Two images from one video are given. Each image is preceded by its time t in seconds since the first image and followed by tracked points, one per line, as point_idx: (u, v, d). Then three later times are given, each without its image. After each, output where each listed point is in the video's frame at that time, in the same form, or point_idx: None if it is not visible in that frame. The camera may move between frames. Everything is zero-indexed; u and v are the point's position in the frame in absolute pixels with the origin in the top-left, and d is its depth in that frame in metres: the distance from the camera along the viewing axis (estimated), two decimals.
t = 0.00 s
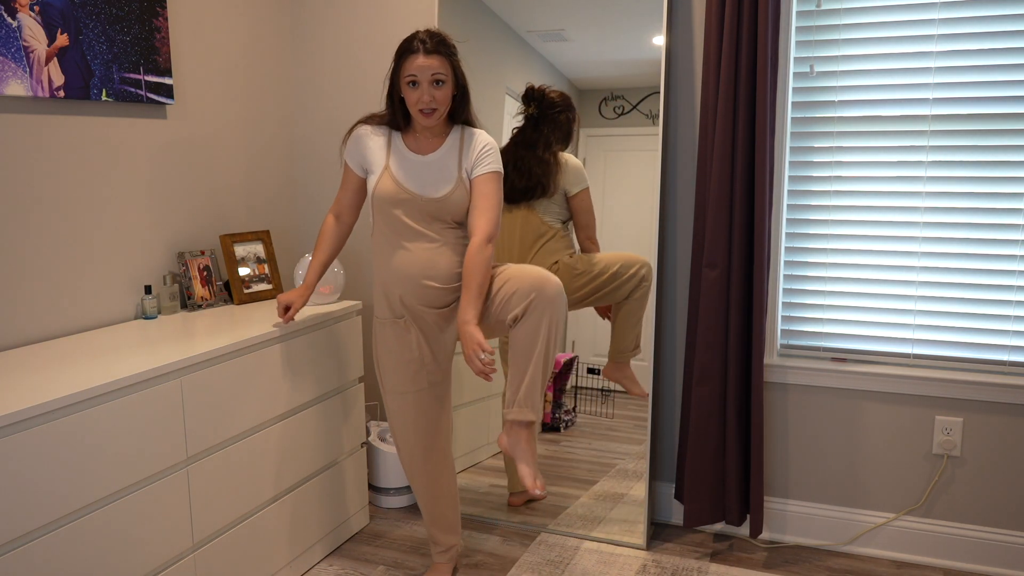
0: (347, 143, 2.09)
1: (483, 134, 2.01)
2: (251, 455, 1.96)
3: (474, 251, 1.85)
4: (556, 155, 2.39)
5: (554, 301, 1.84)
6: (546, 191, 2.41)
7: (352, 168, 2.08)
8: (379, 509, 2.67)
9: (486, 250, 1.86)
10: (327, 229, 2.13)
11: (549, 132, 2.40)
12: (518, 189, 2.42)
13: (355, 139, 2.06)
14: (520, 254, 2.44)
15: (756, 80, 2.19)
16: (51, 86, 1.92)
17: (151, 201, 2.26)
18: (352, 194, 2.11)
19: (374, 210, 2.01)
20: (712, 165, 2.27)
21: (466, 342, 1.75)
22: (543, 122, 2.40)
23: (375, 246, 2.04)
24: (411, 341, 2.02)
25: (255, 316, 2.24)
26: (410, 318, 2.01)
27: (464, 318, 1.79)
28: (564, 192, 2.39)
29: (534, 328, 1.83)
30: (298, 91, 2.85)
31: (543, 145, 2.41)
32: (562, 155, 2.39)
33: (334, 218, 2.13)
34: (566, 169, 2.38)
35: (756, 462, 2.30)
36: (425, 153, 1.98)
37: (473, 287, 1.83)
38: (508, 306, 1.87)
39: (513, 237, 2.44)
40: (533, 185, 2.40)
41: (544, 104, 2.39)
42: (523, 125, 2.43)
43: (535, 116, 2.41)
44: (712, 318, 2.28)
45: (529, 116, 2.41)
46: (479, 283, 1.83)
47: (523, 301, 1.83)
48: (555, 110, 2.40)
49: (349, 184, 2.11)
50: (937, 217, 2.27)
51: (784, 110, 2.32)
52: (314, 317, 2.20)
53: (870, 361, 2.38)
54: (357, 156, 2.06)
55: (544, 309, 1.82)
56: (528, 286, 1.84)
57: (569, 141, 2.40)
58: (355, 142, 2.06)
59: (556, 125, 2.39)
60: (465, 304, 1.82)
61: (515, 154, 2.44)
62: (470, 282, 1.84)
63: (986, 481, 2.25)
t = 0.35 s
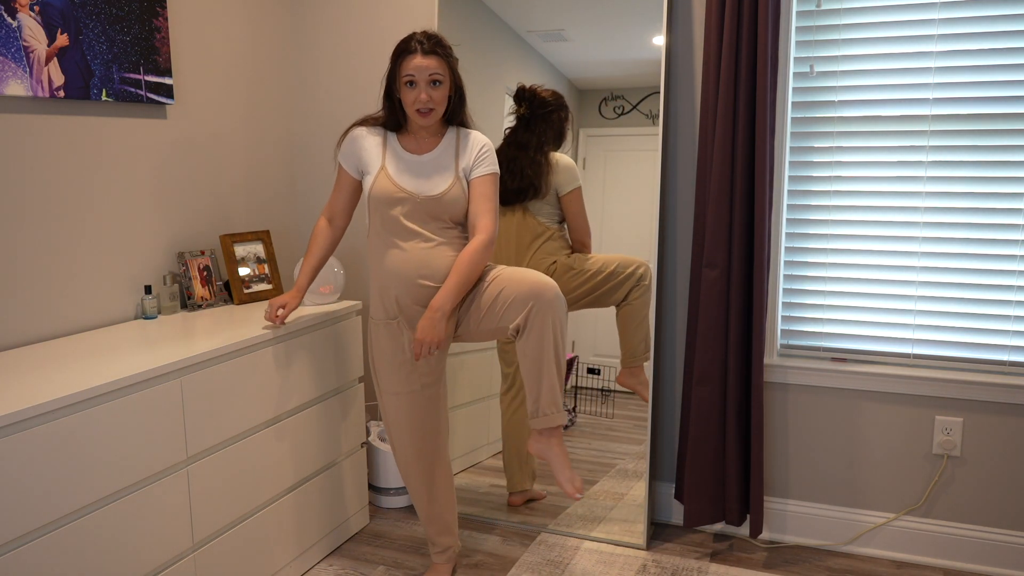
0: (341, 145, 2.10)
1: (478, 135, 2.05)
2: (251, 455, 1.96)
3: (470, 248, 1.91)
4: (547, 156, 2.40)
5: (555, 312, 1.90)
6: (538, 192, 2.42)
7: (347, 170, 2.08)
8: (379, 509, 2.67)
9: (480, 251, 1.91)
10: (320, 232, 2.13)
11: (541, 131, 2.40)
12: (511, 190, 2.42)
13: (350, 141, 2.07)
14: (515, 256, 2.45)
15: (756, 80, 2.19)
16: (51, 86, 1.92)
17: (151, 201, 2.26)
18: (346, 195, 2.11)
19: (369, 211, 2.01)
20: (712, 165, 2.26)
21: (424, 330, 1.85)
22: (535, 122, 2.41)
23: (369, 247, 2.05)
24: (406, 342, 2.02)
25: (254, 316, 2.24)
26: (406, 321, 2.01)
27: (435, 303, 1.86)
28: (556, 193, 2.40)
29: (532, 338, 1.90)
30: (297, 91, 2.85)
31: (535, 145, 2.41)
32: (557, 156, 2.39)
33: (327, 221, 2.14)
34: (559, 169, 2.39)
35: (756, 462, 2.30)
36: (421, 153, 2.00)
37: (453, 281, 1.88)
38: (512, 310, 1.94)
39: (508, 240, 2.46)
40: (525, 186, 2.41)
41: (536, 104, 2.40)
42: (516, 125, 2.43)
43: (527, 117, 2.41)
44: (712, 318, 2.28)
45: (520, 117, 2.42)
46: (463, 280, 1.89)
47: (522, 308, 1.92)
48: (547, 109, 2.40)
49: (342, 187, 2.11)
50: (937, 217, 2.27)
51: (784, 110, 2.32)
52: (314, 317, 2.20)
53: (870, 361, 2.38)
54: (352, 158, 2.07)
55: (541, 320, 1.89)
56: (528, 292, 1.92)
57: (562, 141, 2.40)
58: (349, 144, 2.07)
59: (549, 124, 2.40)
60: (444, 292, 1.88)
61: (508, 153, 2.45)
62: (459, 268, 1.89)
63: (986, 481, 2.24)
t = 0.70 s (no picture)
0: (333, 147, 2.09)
1: (469, 132, 2.07)
2: (251, 455, 1.96)
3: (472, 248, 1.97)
4: (543, 155, 2.42)
5: (575, 299, 1.98)
6: (535, 190, 2.44)
7: (339, 172, 2.07)
8: (379, 509, 2.67)
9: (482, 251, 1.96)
10: (320, 237, 2.13)
11: (535, 130, 2.43)
12: (510, 189, 2.45)
13: (342, 143, 2.06)
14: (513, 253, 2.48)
15: (756, 80, 2.19)
16: (50, 86, 1.92)
17: (151, 201, 2.26)
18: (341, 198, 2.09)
19: (365, 213, 2.01)
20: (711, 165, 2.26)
21: (443, 340, 1.89)
22: (529, 122, 2.44)
23: (365, 249, 2.05)
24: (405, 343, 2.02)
25: (254, 316, 2.24)
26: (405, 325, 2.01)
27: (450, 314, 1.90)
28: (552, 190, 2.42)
29: (558, 325, 1.97)
30: (297, 91, 2.85)
31: (530, 144, 2.43)
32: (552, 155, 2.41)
33: (325, 225, 2.12)
34: (554, 167, 2.41)
35: (757, 461, 2.30)
36: (414, 152, 2.00)
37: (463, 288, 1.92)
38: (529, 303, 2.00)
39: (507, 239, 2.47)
40: (523, 185, 2.44)
41: (531, 105, 2.43)
42: (512, 125, 2.45)
43: (522, 117, 2.44)
44: (713, 318, 2.28)
45: (515, 117, 2.45)
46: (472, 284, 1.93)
47: (545, 297, 1.99)
48: (542, 109, 2.42)
49: (338, 191, 2.10)
50: (938, 217, 2.27)
51: (784, 110, 2.32)
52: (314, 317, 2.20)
53: (870, 361, 2.38)
54: (343, 160, 2.06)
55: (566, 307, 1.97)
56: (547, 282, 1.99)
57: (557, 141, 2.42)
58: (340, 146, 2.06)
59: (543, 123, 2.42)
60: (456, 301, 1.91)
61: (505, 153, 2.46)
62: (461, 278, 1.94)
63: (986, 482, 2.25)
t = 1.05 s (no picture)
0: (325, 150, 2.07)
1: (463, 131, 2.10)
2: (251, 455, 1.96)
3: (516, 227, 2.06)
4: (535, 154, 2.43)
5: (579, 307, 2.02)
6: (524, 189, 2.44)
7: (333, 175, 2.05)
8: (379, 509, 2.67)
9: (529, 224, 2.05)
10: (311, 237, 2.12)
11: (531, 131, 2.44)
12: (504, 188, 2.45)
13: (335, 145, 2.04)
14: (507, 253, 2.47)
15: (756, 80, 2.19)
16: (50, 86, 1.92)
17: (151, 201, 2.26)
18: (333, 196, 2.08)
19: (363, 213, 2.01)
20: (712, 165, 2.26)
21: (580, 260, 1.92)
22: (525, 123, 2.45)
23: (365, 249, 2.04)
24: (405, 344, 2.02)
25: (255, 316, 2.24)
26: (406, 325, 2.01)
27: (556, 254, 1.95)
28: (543, 188, 2.41)
29: (564, 332, 2.01)
30: (297, 90, 2.86)
31: (524, 144, 2.44)
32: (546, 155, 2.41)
33: (317, 226, 2.11)
34: (548, 166, 2.40)
35: (756, 461, 2.30)
36: (411, 154, 2.01)
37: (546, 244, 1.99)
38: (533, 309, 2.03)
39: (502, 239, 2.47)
40: (512, 185, 2.44)
41: (532, 105, 2.44)
42: (509, 125, 2.47)
43: (519, 117, 2.45)
44: (713, 318, 2.28)
45: (513, 117, 2.46)
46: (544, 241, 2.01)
47: (550, 305, 2.01)
48: (539, 109, 2.44)
49: (330, 191, 2.08)
50: (938, 217, 2.27)
51: (784, 110, 2.32)
52: (314, 317, 2.20)
53: (870, 361, 2.38)
54: (336, 163, 2.04)
55: (570, 315, 2.00)
56: (552, 290, 2.01)
57: (551, 140, 2.42)
58: (333, 148, 2.04)
59: (538, 123, 2.44)
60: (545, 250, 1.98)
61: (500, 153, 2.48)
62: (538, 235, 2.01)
63: (986, 482, 2.25)
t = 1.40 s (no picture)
0: (324, 151, 2.06)
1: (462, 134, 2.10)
2: (251, 455, 1.96)
3: (529, 232, 2.11)
4: (535, 156, 2.42)
5: (586, 298, 2.00)
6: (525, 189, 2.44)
7: (331, 176, 2.04)
8: (379, 509, 2.67)
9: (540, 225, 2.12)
10: (307, 236, 2.10)
11: (531, 133, 2.43)
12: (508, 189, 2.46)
13: (334, 146, 2.04)
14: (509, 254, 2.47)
15: (756, 80, 2.19)
16: (50, 86, 1.92)
17: (151, 201, 2.26)
18: (330, 196, 2.07)
19: (362, 214, 2.01)
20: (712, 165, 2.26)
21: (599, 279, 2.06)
22: (526, 126, 2.44)
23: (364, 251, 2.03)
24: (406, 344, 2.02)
25: (255, 315, 2.24)
26: (407, 327, 2.01)
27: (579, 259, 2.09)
28: (541, 188, 2.41)
29: (569, 323, 1.99)
30: (297, 90, 2.86)
31: (524, 146, 2.44)
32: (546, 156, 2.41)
33: (313, 224, 2.10)
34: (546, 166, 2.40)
35: (756, 461, 2.30)
36: (410, 155, 2.01)
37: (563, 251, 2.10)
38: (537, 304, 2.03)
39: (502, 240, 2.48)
40: (513, 185, 2.45)
41: (535, 107, 2.43)
42: (510, 129, 2.46)
43: (520, 120, 2.45)
44: (713, 318, 2.28)
45: (514, 121, 2.46)
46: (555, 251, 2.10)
47: (556, 297, 2.00)
48: (539, 112, 2.43)
49: (326, 190, 2.07)
50: (938, 217, 2.27)
51: (784, 110, 2.32)
52: (313, 318, 2.20)
53: (870, 361, 2.38)
54: (334, 164, 2.03)
55: (575, 306, 1.98)
56: (557, 284, 2.00)
57: (552, 142, 2.42)
58: (331, 149, 2.04)
59: (539, 125, 2.43)
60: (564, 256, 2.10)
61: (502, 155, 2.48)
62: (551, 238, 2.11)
63: (985, 482, 2.24)
